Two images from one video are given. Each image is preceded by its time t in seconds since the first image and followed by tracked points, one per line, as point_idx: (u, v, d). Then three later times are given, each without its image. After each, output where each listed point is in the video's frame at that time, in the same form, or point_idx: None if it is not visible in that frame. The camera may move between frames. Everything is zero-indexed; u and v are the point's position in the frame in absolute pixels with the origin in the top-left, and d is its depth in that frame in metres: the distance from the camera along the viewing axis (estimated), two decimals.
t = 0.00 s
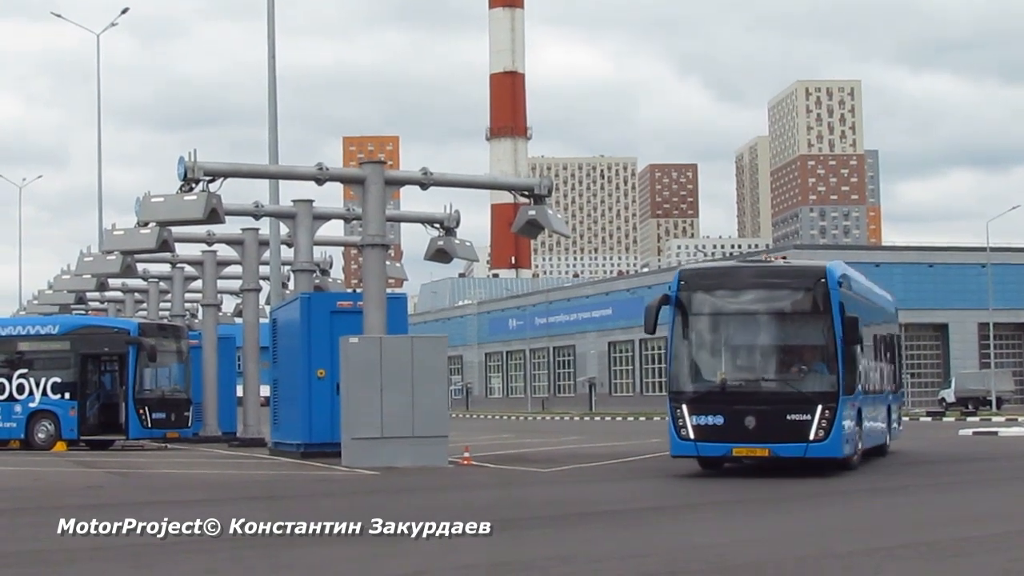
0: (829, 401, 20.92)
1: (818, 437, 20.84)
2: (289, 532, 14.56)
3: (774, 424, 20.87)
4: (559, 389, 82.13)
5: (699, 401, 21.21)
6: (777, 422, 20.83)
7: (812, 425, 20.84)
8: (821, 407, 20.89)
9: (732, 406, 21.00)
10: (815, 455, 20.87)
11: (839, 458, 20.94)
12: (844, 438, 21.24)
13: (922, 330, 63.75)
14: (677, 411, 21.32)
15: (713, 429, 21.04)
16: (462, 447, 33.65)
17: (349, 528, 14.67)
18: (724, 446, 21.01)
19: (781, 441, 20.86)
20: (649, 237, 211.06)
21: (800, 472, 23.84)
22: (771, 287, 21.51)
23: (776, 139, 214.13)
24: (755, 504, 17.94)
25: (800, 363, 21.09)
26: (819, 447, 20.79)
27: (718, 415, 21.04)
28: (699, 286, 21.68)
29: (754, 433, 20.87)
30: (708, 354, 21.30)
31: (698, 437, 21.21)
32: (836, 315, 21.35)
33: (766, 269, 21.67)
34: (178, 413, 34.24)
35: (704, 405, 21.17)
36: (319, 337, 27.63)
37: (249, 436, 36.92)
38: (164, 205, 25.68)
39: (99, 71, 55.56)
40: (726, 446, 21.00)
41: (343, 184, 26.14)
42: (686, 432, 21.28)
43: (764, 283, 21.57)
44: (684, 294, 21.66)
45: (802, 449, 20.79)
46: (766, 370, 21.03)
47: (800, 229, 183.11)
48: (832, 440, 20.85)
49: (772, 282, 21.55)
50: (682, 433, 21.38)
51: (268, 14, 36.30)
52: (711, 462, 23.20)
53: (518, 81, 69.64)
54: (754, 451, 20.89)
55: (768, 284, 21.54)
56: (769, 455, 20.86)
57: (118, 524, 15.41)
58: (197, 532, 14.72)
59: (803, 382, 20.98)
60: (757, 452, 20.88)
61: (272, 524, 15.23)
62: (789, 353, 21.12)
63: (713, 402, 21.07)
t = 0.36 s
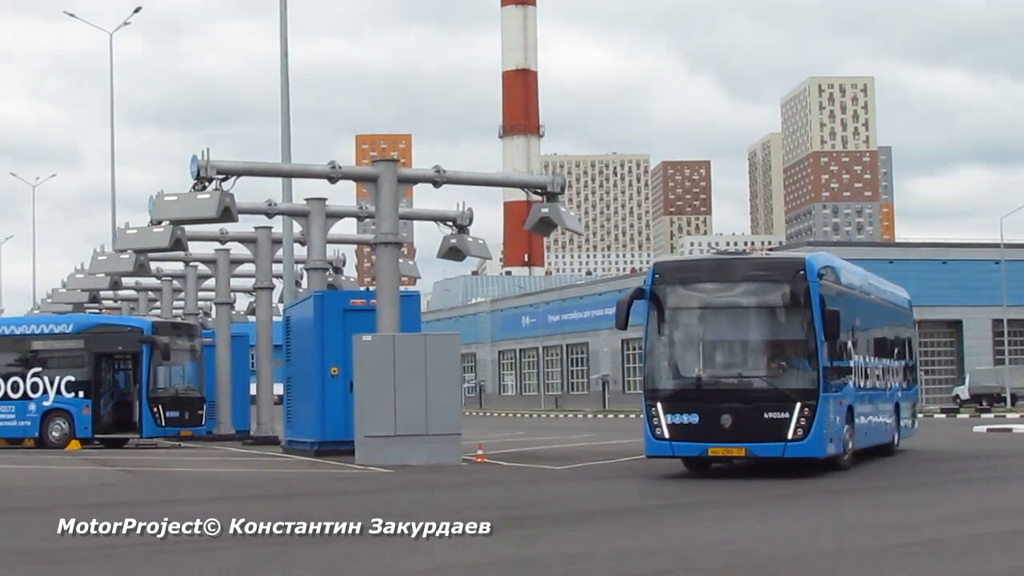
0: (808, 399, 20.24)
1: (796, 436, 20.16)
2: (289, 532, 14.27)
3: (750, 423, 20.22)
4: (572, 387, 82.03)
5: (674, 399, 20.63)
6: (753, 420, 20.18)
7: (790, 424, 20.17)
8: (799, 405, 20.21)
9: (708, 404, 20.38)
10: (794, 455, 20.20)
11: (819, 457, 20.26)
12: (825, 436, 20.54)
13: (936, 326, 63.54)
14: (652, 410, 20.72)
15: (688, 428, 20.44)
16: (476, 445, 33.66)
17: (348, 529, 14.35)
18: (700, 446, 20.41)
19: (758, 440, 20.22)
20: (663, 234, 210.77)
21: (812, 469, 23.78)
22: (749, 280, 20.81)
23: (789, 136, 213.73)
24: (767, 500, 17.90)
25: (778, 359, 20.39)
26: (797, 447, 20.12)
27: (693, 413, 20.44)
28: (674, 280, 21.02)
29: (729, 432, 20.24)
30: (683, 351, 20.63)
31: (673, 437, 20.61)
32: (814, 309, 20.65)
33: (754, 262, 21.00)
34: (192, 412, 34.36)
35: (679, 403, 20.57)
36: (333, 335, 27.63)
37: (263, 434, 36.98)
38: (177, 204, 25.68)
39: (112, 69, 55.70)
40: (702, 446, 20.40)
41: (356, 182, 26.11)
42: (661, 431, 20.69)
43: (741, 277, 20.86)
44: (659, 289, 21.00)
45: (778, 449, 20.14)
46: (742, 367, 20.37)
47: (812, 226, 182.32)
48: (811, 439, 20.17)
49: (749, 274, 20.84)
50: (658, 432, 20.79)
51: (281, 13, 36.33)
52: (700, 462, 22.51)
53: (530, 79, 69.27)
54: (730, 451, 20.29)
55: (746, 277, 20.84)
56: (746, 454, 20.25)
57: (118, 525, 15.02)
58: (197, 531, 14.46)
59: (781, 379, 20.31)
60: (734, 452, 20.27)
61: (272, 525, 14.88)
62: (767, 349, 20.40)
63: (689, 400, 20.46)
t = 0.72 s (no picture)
0: (782, 400, 19.19)
1: (769, 438, 19.12)
2: (290, 532, 13.84)
3: (721, 424, 19.21)
4: (589, 385, 81.92)
5: (644, 399, 19.68)
6: (724, 421, 19.18)
7: (762, 425, 19.12)
8: (773, 406, 19.16)
9: (679, 405, 19.41)
10: (768, 458, 19.17)
11: (793, 460, 19.20)
12: (803, 438, 19.48)
13: (955, 327, 63.24)
14: (623, 410, 19.81)
15: (658, 429, 19.50)
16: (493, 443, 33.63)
17: (352, 528, 14.17)
18: (669, 448, 19.46)
19: (730, 443, 19.23)
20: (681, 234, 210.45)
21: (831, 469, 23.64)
22: (730, 275, 19.67)
23: (808, 135, 213.15)
24: (785, 500, 17.81)
25: (751, 358, 19.30)
26: (770, 449, 19.06)
27: (663, 414, 19.49)
28: (645, 275, 19.99)
29: (700, 433, 19.28)
30: (654, 349, 19.63)
31: (643, 438, 19.68)
32: (790, 305, 19.50)
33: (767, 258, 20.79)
34: (210, 408, 34.21)
35: (650, 403, 19.62)
36: (352, 332, 27.58)
37: (281, 431, 37.02)
38: (196, 201, 25.69)
39: (132, 66, 55.88)
40: (671, 448, 19.45)
41: (376, 179, 26.03)
42: (631, 432, 19.79)
43: (722, 272, 19.73)
44: (630, 284, 20.00)
45: (751, 452, 19.14)
46: (714, 366, 19.34)
47: (831, 225, 181.52)
48: (786, 441, 19.12)
49: (729, 269, 19.72)
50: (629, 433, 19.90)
51: (301, 10, 36.34)
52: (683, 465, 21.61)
53: (549, 77, 69.03)
54: (701, 454, 19.31)
55: (726, 272, 19.71)
56: (718, 457, 19.25)
57: (118, 524, 14.61)
58: (197, 531, 14.05)
59: (755, 378, 19.25)
60: (705, 454, 19.28)
61: (273, 524, 14.46)
62: (738, 347, 19.32)
63: (659, 400, 19.52)
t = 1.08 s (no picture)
0: (743, 400, 18.16)
1: (729, 440, 18.13)
2: (290, 532, 13.53)
3: (681, 426, 18.23)
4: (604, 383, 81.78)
5: (604, 398, 18.76)
6: (683, 422, 18.20)
7: (722, 427, 18.13)
8: (734, 406, 18.15)
9: (638, 405, 18.46)
10: (729, 461, 18.18)
11: (758, 462, 18.18)
12: (769, 439, 18.47)
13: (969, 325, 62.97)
14: (582, 410, 18.90)
15: (616, 430, 18.59)
16: (506, 440, 33.53)
17: (353, 528, 13.83)
18: (628, 450, 18.54)
19: (691, 445, 18.25)
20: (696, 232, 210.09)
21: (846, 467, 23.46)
22: (700, 268, 18.56)
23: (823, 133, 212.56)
24: (798, 499, 17.63)
25: (713, 356, 18.26)
26: (732, 451, 18.07)
27: (622, 414, 18.56)
28: (607, 269, 19.01)
29: (659, 435, 18.32)
30: (614, 347, 18.67)
31: (602, 439, 18.77)
32: (755, 300, 18.39)
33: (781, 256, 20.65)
34: (224, 405, 34.21)
35: (609, 403, 18.69)
36: (366, 330, 27.56)
37: (295, 428, 37.03)
38: (210, 198, 25.65)
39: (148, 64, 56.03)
40: (631, 450, 18.53)
41: (390, 177, 25.94)
42: (590, 433, 18.88)
43: (694, 264, 18.63)
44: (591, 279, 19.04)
45: (710, 454, 18.15)
46: (674, 365, 18.33)
47: (845, 224, 180.69)
48: (748, 443, 18.10)
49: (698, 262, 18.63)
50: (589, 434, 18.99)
51: (315, 8, 36.29)
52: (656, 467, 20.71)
53: (563, 76, 68.90)
54: (661, 456, 18.36)
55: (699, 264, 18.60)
56: (678, 460, 18.28)
57: (117, 525, 14.24)
58: (197, 531, 13.73)
59: (716, 378, 18.23)
60: (664, 457, 18.34)
61: (274, 524, 14.18)
62: (699, 344, 18.28)
63: (617, 400, 18.59)
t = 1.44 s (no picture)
0: (691, 399, 17.18)
1: (676, 440, 17.15)
2: (292, 531, 13.43)
3: (627, 424, 17.27)
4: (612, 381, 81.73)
5: (550, 395, 17.83)
6: (629, 421, 17.25)
7: (669, 426, 17.16)
8: (681, 405, 17.17)
9: (583, 402, 17.51)
10: (677, 463, 17.20)
11: (706, 463, 17.22)
12: (720, 439, 17.49)
13: (977, 324, 62.77)
14: (528, 408, 17.99)
15: (562, 429, 17.66)
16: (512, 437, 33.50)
17: (354, 527, 13.72)
18: (573, 450, 17.59)
19: (637, 444, 17.29)
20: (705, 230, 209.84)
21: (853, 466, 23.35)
22: (653, 260, 17.60)
23: (832, 131, 212.19)
24: (804, 498, 17.53)
25: (661, 352, 17.27)
26: (679, 452, 17.10)
27: (568, 412, 17.63)
28: (557, 262, 18.11)
29: (604, 435, 17.36)
30: (560, 343, 17.75)
31: (548, 439, 17.85)
32: (705, 294, 17.39)
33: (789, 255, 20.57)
34: (231, 402, 34.14)
35: (555, 401, 17.77)
36: (374, 327, 27.55)
37: (303, 425, 37.04)
38: (219, 194, 25.63)
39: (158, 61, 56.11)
40: (576, 450, 17.58)
41: (398, 174, 25.90)
42: (536, 432, 17.96)
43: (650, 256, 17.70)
44: (540, 271, 18.16)
45: (656, 455, 17.18)
46: (621, 361, 17.37)
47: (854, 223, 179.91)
48: (696, 443, 17.13)
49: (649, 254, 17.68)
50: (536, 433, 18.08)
51: (324, 5, 36.28)
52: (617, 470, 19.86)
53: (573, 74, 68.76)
54: (606, 457, 17.41)
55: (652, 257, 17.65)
56: (624, 460, 17.32)
57: (119, 524, 14.06)
58: (199, 531, 13.62)
59: (664, 375, 17.24)
60: (609, 457, 17.38)
61: (275, 524, 14.01)
62: (645, 339, 17.30)
63: (563, 398, 17.66)
